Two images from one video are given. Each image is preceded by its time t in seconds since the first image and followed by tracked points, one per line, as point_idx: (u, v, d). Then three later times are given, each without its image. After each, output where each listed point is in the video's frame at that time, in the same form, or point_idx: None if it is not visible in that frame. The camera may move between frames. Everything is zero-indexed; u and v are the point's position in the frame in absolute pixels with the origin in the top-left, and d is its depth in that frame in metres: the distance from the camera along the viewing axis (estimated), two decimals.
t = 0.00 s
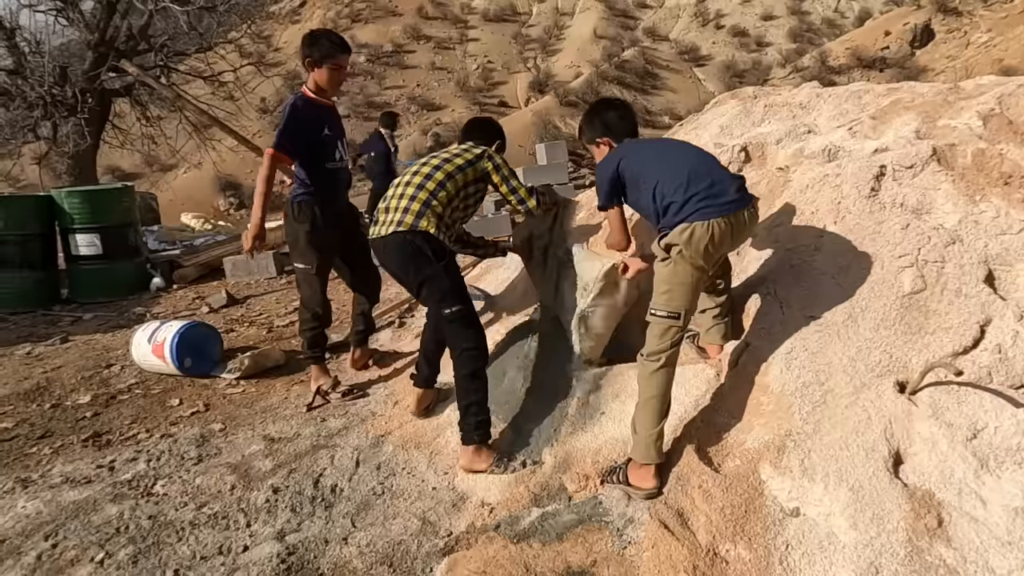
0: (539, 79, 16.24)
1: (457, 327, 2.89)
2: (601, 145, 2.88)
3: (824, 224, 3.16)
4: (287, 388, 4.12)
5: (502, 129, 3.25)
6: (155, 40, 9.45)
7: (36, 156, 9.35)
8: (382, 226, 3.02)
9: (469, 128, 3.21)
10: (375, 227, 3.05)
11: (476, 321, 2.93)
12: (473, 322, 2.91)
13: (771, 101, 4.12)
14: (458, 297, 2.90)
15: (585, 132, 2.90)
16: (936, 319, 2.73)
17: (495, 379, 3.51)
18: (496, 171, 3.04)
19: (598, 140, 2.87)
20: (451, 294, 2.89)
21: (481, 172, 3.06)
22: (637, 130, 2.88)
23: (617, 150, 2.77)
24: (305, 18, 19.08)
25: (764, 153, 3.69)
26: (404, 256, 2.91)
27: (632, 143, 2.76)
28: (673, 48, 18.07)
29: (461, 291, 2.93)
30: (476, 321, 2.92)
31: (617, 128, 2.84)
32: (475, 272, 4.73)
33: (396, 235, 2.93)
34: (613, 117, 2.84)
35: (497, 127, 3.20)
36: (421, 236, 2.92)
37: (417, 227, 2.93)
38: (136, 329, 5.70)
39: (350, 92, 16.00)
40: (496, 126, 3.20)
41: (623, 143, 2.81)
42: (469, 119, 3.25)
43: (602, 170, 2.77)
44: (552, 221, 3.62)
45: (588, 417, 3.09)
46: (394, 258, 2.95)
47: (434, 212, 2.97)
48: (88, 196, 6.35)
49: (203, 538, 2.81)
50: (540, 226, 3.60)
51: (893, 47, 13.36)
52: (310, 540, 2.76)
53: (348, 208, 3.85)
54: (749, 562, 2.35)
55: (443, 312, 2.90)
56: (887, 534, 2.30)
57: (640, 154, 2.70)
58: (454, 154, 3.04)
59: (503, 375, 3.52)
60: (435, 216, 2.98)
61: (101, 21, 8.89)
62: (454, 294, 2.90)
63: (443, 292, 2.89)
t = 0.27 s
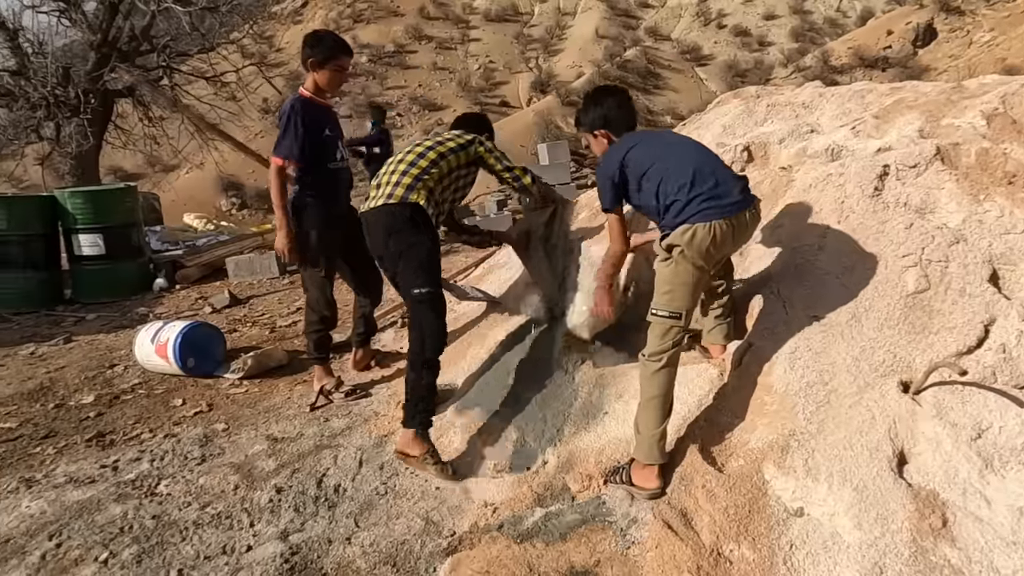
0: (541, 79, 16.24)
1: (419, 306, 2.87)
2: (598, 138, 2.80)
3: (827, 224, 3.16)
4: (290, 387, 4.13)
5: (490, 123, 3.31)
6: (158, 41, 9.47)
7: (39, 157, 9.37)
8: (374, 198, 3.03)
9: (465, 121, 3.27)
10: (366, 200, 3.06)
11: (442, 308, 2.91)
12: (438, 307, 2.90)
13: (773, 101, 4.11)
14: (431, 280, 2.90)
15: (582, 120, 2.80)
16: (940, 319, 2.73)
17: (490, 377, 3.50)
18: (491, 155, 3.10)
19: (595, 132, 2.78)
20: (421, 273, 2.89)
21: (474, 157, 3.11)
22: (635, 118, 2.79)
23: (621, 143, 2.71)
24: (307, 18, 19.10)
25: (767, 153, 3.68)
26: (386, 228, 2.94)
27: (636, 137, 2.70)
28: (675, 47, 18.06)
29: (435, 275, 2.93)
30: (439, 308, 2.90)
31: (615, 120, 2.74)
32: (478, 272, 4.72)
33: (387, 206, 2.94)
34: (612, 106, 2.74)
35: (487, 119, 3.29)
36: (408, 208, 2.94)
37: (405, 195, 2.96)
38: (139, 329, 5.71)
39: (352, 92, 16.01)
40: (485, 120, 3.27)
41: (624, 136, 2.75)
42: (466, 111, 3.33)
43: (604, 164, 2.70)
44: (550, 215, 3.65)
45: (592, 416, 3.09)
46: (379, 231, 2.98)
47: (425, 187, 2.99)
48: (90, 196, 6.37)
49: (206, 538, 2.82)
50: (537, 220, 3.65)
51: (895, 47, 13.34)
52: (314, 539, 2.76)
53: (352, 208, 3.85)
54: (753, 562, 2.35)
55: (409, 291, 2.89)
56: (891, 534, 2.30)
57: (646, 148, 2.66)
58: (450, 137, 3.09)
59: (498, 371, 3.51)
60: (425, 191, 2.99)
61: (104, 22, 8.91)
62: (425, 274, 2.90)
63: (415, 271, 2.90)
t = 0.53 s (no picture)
0: (543, 79, 16.23)
1: (399, 305, 2.93)
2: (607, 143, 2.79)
3: (830, 222, 3.15)
4: (292, 387, 4.13)
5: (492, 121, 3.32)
6: (159, 41, 9.48)
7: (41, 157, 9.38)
8: (375, 188, 3.02)
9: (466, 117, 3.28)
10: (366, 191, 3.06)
11: (422, 310, 2.96)
12: (418, 308, 2.94)
13: (776, 100, 4.11)
14: (416, 279, 2.93)
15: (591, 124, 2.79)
16: (942, 318, 2.72)
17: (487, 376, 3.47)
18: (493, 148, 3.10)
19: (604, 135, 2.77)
20: (407, 272, 2.92)
21: (476, 150, 3.11)
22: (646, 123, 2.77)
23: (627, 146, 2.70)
24: (308, 18, 19.12)
25: (769, 152, 3.69)
26: (377, 221, 2.93)
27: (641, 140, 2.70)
28: (677, 47, 18.05)
29: (419, 273, 2.95)
30: (419, 306, 2.94)
31: (624, 126, 2.73)
32: (479, 272, 4.70)
33: (386, 197, 2.92)
34: (622, 112, 2.72)
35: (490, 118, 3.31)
36: (404, 200, 2.92)
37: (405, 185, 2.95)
38: (141, 329, 5.72)
39: (353, 92, 16.02)
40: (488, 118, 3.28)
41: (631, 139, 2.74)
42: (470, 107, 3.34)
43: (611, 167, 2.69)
44: (560, 223, 3.52)
45: (595, 415, 3.09)
46: (372, 223, 2.96)
47: (424, 178, 2.98)
48: (93, 196, 6.37)
49: (209, 538, 2.82)
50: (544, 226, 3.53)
51: (897, 46, 13.32)
52: (316, 539, 2.76)
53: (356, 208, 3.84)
54: (756, 562, 2.35)
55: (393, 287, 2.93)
56: (895, 534, 2.29)
57: (650, 151, 2.64)
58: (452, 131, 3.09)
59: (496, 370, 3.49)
60: (425, 182, 2.98)
61: (106, 22, 8.92)
62: (411, 272, 2.93)
63: (401, 268, 2.92)
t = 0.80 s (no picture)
0: (544, 78, 16.23)
1: (406, 307, 2.91)
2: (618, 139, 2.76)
3: (832, 221, 3.15)
4: (294, 387, 4.13)
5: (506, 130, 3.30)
6: (161, 41, 9.48)
7: (43, 157, 9.39)
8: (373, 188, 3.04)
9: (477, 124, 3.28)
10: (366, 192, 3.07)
11: (433, 308, 2.96)
12: (428, 306, 2.93)
13: (777, 99, 4.11)
14: (419, 281, 2.93)
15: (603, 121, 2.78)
16: (945, 317, 2.72)
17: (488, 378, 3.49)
18: (496, 152, 3.09)
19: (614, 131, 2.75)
20: (413, 273, 2.93)
21: (478, 154, 3.10)
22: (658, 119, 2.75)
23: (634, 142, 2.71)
24: (309, 18, 19.12)
25: (771, 151, 3.69)
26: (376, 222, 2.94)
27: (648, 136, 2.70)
28: (678, 46, 18.04)
29: (422, 274, 2.96)
30: (425, 307, 2.93)
31: (635, 122, 2.71)
32: (480, 272, 4.70)
33: (382, 196, 2.94)
34: (634, 109, 2.70)
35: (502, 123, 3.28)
36: (400, 200, 2.93)
37: (402, 185, 2.98)
38: (143, 329, 5.72)
39: (354, 92, 16.02)
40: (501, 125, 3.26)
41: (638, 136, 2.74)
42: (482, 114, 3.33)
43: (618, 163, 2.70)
44: (562, 240, 3.56)
45: (596, 414, 3.09)
46: (371, 225, 2.97)
47: (422, 179, 2.99)
48: (95, 196, 6.38)
49: (211, 537, 2.82)
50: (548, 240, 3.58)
51: (898, 45, 13.30)
52: (318, 538, 2.77)
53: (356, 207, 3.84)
54: (759, 561, 2.35)
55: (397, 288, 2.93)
56: (897, 533, 2.29)
57: (656, 148, 2.65)
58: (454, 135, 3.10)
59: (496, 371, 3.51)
60: (422, 183, 2.99)
61: (107, 22, 8.92)
62: (416, 273, 2.93)
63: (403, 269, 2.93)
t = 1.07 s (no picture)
0: (545, 78, 16.22)
1: (417, 320, 2.87)
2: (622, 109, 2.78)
3: (833, 221, 3.16)
4: (296, 386, 4.14)
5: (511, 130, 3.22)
6: (162, 41, 9.49)
7: (45, 157, 9.40)
8: (376, 202, 2.95)
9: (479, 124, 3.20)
10: (368, 201, 3.00)
11: (444, 319, 2.91)
12: (438, 317, 2.88)
13: (778, 98, 4.12)
14: (429, 292, 2.88)
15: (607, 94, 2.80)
16: (946, 316, 2.72)
17: (489, 377, 3.52)
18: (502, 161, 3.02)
19: (621, 103, 2.76)
20: (422, 285, 2.87)
21: (485, 164, 3.02)
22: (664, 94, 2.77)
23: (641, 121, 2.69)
24: (310, 17, 19.13)
25: (772, 150, 3.71)
26: (382, 234, 2.88)
27: (657, 119, 2.68)
28: (679, 45, 18.02)
29: (431, 284, 2.90)
30: (435, 319, 2.88)
31: (641, 92, 2.73)
32: (481, 272, 4.72)
33: (387, 210, 2.86)
34: (640, 79, 2.72)
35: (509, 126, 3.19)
36: (407, 214, 2.86)
37: (409, 199, 2.88)
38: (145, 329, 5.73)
39: (355, 91, 16.02)
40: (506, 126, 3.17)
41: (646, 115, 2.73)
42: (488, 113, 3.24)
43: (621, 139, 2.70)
44: (551, 238, 3.55)
45: (596, 413, 3.10)
46: (378, 238, 2.90)
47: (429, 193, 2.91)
48: (96, 196, 6.39)
49: (213, 536, 2.83)
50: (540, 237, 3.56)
51: (900, 43, 13.27)
52: (320, 538, 2.77)
53: (354, 207, 3.84)
54: (760, 560, 2.35)
55: (408, 303, 2.87)
56: (899, 532, 2.29)
57: (662, 134, 2.63)
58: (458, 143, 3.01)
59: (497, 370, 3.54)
60: (429, 197, 2.92)
61: (109, 22, 8.93)
62: (424, 285, 2.87)
63: (412, 282, 2.87)
